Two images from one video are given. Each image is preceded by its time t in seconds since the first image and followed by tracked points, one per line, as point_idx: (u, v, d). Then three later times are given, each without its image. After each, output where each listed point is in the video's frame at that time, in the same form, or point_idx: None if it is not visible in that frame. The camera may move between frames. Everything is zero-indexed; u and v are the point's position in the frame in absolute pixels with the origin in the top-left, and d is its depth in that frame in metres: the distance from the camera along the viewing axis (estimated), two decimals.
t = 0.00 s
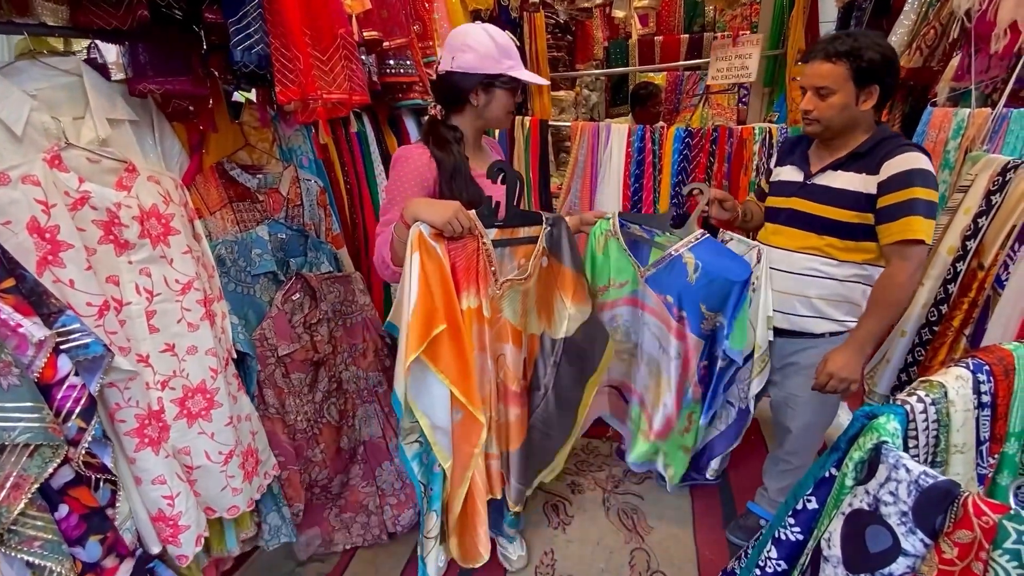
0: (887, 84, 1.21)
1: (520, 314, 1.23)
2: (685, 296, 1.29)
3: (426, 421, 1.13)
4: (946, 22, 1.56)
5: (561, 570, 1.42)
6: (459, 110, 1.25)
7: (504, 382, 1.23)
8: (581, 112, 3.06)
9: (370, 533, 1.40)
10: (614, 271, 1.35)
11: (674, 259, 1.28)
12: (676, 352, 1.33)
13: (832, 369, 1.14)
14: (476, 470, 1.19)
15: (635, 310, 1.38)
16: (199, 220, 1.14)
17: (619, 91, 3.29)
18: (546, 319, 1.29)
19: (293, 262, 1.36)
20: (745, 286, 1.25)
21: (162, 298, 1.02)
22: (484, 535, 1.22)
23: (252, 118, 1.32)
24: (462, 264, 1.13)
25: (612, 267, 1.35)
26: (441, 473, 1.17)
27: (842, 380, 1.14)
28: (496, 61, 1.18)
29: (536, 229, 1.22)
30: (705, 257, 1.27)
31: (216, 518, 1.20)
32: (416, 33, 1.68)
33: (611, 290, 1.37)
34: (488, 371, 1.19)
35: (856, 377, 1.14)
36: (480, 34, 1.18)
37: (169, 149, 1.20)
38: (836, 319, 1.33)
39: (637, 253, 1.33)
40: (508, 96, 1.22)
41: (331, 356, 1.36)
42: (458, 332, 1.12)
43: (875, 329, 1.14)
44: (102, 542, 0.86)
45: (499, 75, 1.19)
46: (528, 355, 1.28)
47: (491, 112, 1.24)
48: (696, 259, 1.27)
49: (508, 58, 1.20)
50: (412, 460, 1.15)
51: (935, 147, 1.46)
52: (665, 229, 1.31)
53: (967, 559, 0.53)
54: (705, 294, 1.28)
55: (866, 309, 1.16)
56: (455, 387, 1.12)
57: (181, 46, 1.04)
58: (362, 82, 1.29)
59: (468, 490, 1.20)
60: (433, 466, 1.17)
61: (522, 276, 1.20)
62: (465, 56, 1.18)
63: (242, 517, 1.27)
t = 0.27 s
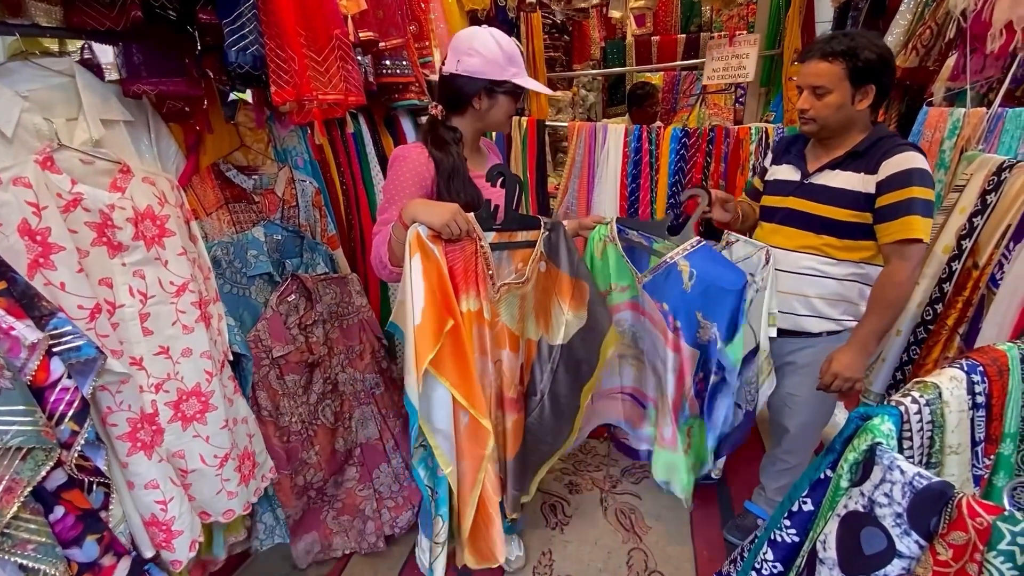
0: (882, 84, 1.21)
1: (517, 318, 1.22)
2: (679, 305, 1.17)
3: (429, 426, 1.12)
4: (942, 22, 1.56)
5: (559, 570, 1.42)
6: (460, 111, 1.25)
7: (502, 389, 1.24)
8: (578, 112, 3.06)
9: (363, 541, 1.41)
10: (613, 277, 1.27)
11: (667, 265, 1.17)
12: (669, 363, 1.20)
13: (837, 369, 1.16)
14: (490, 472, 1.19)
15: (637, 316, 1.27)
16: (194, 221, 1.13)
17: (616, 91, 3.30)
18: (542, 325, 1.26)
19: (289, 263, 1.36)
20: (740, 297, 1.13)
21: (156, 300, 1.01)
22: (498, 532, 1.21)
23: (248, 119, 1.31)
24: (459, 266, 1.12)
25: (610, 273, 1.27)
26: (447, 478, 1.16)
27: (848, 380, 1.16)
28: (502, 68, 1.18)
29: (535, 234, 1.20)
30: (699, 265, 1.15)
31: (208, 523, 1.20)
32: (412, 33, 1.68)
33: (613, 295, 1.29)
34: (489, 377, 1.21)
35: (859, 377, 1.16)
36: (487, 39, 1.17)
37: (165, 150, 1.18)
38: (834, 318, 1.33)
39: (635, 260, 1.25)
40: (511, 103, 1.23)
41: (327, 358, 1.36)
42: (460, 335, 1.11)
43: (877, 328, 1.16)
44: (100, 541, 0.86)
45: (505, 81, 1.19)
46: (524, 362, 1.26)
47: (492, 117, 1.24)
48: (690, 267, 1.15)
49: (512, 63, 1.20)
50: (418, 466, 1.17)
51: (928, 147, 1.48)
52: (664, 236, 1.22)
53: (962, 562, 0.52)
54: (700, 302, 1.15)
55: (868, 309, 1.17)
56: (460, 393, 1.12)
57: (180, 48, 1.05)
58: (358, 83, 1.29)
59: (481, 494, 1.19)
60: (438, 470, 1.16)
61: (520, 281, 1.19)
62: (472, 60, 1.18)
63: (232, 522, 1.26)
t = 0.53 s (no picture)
0: (876, 83, 1.21)
1: (509, 322, 1.22)
2: (678, 308, 1.13)
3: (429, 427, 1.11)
4: (935, 22, 1.56)
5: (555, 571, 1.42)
6: (454, 110, 1.24)
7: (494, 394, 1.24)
8: (573, 113, 3.05)
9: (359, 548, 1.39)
10: (613, 280, 1.23)
11: (667, 267, 1.13)
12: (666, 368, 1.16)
13: (835, 368, 1.16)
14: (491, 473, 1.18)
15: (638, 318, 1.25)
16: (185, 222, 1.12)
17: (611, 91, 3.30)
18: (534, 329, 1.26)
19: (282, 265, 1.35)
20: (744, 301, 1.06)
21: (148, 301, 1.00)
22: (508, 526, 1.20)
23: (240, 120, 1.30)
24: (451, 268, 1.11)
25: (610, 276, 1.23)
26: (444, 482, 1.14)
27: (847, 379, 1.15)
28: (496, 66, 1.17)
29: (528, 236, 1.19)
30: (699, 267, 1.10)
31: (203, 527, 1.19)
32: (406, 33, 1.67)
33: (612, 298, 1.26)
34: (484, 383, 1.21)
35: (858, 375, 1.15)
36: (481, 37, 1.17)
37: (154, 151, 1.20)
38: (828, 318, 1.34)
39: (635, 262, 1.20)
40: (505, 102, 1.22)
41: (321, 359, 1.35)
42: (454, 334, 1.11)
43: (875, 327, 1.16)
44: (90, 543, 0.85)
45: (498, 79, 1.18)
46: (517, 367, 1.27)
47: (487, 115, 1.23)
48: (689, 269, 1.11)
49: (507, 62, 1.19)
50: (416, 475, 1.13)
51: (921, 147, 1.46)
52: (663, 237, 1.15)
53: (958, 565, 0.52)
54: (701, 307, 1.11)
55: (864, 306, 1.18)
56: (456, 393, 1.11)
57: (167, 47, 1.04)
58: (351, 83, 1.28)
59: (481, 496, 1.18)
60: (431, 470, 1.14)
61: (513, 284, 1.18)
62: (466, 58, 1.17)
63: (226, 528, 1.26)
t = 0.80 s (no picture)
0: (871, 83, 1.21)
1: (505, 325, 1.22)
2: (671, 305, 1.11)
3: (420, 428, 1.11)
4: (930, 22, 1.56)
5: (553, 571, 1.41)
6: (449, 110, 1.24)
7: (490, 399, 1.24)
8: (570, 113, 3.05)
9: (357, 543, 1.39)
10: (610, 277, 1.22)
11: (660, 262, 1.11)
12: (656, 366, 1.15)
13: (834, 366, 1.16)
14: (483, 475, 1.18)
15: (632, 318, 1.24)
16: (181, 223, 1.12)
17: (609, 91, 3.30)
18: (528, 331, 1.26)
19: (278, 265, 1.35)
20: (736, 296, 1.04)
21: (144, 303, 1.00)
22: (501, 526, 1.20)
23: (236, 120, 1.30)
24: (445, 270, 1.12)
25: (607, 273, 1.22)
26: (435, 483, 1.14)
27: (845, 377, 1.16)
28: (488, 64, 1.17)
29: (525, 240, 1.18)
30: (693, 262, 1.08)
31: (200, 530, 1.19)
32: (402, 32, 1.67)
33: (608, 295, 1.24)
34: (480, 387, 1.21)
35: (857, 372, 1.16)
36: (473, 36, 1.17)
37: (151, 152, 1.20)
38: (826, 317, 1.33)
39: (630, 258, 1.18)
40: (499, 101, 1.22)
41: (318, 360, 1.34)
42: (445, 336, 1.11)
43: (873, 325, 1.16)
44: (84, 547, 0.85)
45: (491, 77, 1.18)
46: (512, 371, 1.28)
47: (481, 114, 1.23)
48: (684, 264, 1.09)
49: (501, 61, 1.19)
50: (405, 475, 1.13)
51: (917, 146, 1.47)
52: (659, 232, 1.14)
53: (959, 567, 0.52)
54: (694, 303, 1.09)
55: (863, 303, 1.18)
56: (448, 394, 1.11)
57: (165, 48, 1.04)
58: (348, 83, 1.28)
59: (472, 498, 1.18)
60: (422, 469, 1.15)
61: (508, 288, 1.17)
62: (458, 57, 1.17)
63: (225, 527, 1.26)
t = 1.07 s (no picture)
0: (868, 82, 1.21)
1: (503, 328, 1.21)
2: (675, 301, 1.10)
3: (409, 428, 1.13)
4: (927, 22, 1.56)
5: (553, 570, 1.42)
6: (443, 110, 1.24)
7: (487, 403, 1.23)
8: (568, 113, 3.06)
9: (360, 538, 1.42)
10: (614, 273, 1.21)
11: (665, 257, 1.10)
12: (659, 362, 1.14)
13: (834, 364, 1.17)
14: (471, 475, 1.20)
15: (635, 319, 1.22)
16: (179, 224, 1.12)
17: (607, 91, 3.31)
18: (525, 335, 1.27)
19: (276, 266, 1.35)
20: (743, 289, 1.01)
21: (142, 303, 1.00)
22: (489, 532, 1.22)
23: (234, 120, 1.29)
24: (441, 271, 1.12)
25: (611, 269, 1.21)
26: (424, 485, 1.16)
27: (845, 375, 1.17)
28: (480, 63, 1.17)
29: (522, 241, 1.19)
30: (699, 256, 1.06)
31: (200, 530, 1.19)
32: (400, 32, 1.67)
33: (611, 292, 1.24)
34: (477, 388, 1.19)
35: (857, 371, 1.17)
36: (466, 34, 1.17)
37: (147, 153, 1.20)
38: (826, 315, 1.34)
39: (634, 254, 1.18)
40: (491, 100, 1.21)
41: (318, 361, 1.34)
42: (436, 337, 1.12)
43: (872, 323, 1.16)
44: (81, 551, 0.85)
45: (483, 76, 1.18)
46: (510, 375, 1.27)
47: (475, 113, 1.23)
48: (689, 258, 1.07)
49: (493, 60, 1.19)
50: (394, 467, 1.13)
51: (914, 146, 1.47)
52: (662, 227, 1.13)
53: (961, 569, 0.51)
54: (695, 298, 1.07)
55: (862, 302, 1.18)
56: (437, 394, 1.14)
57: (161, 47, 1.03)
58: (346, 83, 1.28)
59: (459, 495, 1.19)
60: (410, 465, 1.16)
61: (505, 289, 1.18)
62: (450, 57, 1.17)
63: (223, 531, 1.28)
